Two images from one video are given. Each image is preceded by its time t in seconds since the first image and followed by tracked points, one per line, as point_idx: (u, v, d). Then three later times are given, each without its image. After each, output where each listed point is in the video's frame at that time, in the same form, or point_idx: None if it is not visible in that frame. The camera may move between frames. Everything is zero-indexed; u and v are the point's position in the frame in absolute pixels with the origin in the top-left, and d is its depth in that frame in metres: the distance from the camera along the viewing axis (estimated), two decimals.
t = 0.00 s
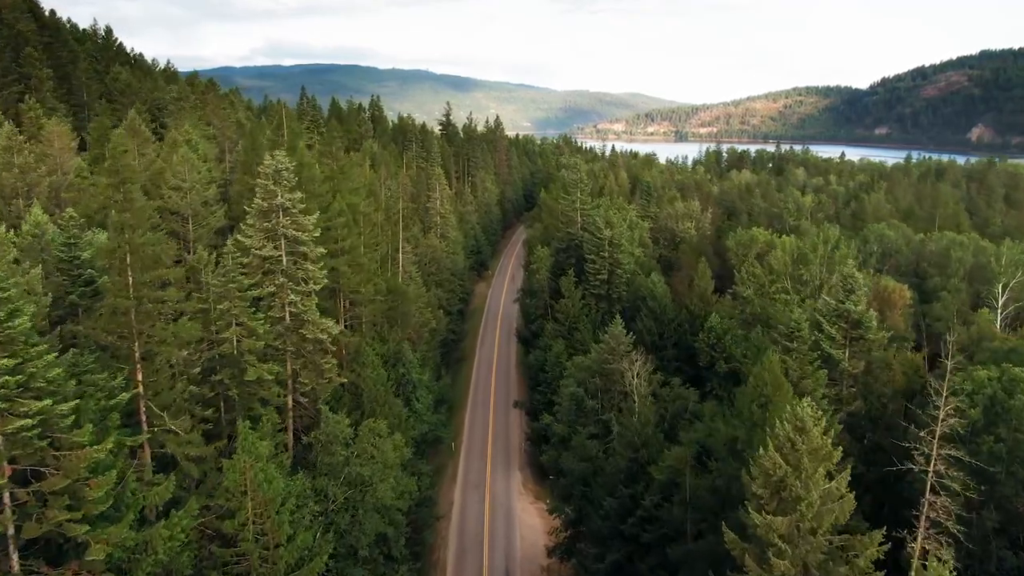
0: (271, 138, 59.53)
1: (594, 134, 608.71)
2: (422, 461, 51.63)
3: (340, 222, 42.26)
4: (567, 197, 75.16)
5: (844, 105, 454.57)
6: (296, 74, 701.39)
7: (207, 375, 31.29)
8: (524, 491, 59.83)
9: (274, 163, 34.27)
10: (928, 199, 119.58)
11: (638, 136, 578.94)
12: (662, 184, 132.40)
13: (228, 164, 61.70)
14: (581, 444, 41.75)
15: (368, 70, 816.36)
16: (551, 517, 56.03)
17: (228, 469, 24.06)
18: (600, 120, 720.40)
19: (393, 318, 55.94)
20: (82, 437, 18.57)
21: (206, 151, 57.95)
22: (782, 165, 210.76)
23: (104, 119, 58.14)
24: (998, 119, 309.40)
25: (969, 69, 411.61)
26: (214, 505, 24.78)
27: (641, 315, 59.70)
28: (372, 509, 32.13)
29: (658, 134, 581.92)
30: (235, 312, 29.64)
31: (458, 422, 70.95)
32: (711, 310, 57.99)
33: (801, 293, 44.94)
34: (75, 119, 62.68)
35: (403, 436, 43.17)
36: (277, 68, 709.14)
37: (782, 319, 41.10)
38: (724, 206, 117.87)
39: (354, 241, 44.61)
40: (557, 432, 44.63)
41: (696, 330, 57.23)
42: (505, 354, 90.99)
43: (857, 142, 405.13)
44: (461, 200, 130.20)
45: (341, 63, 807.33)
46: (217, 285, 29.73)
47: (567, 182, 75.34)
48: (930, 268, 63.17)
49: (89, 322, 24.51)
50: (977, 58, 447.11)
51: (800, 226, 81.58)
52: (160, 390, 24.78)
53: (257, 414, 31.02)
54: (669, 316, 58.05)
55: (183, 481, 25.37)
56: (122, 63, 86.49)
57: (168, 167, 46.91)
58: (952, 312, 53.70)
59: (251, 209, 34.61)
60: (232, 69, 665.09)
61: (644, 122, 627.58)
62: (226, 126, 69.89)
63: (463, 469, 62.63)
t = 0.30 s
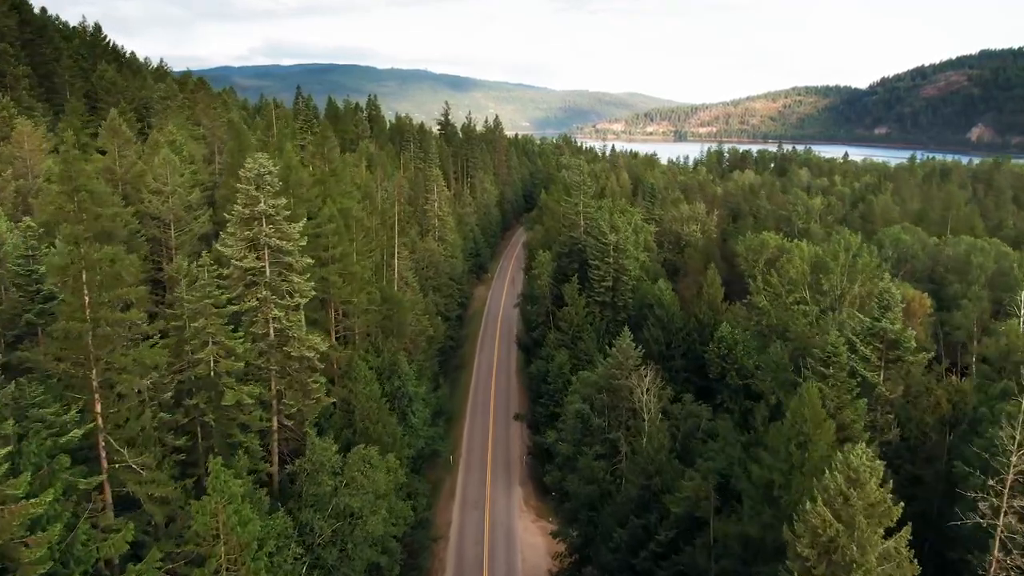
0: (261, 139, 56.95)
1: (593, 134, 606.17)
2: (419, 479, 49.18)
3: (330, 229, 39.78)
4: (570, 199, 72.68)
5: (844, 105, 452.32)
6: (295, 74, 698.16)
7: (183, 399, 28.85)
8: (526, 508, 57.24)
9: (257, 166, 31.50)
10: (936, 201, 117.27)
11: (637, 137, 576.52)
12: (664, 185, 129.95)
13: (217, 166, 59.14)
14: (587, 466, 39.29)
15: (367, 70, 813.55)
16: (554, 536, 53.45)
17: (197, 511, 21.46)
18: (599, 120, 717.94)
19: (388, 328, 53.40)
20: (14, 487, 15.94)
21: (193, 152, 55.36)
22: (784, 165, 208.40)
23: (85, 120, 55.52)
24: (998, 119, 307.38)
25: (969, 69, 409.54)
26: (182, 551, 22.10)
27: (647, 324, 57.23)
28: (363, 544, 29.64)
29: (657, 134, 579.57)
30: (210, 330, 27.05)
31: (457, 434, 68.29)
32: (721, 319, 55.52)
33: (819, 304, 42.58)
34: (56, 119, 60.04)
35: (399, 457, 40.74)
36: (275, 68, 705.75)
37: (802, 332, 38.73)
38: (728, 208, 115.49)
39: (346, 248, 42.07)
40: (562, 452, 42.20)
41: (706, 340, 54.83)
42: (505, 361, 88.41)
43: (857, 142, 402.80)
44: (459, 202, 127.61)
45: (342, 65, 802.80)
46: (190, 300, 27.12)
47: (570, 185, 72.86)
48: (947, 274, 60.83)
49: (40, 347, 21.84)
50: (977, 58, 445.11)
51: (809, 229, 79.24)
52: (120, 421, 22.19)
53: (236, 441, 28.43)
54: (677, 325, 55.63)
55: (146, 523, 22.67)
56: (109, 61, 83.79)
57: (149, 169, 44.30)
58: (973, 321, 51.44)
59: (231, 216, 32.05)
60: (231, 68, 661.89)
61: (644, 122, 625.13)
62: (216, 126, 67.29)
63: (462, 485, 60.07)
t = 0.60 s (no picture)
0: (249, 139, 53.95)
1: (592, 134, 603.08)
2: (415, 502, 46.28)
3: (317, 238, 36.82)
4: (573, 202, 69.74)
5: (844, 105, 449.40)
6: (293, 74, 694.40)
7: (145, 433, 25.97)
8: (528, 530, 54.16)
9: (232, 171, 28.52)
10: (946, 203, 114.59)
11: (637, 137, 573.68)
12: (667, 187, 126.93)
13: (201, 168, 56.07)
14: (596, 495, 36.46)
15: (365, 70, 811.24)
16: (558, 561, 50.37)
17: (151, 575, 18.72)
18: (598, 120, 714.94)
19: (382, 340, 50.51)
20: None
21: (175, 154, 52.30)
22: (787, 166, 205.38)
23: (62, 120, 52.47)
24: (997, 119, 305.38)
25: (970, 68, 406.73)
26: None
27: (656, 334, 54.33)
28: None
29: (656, 134, 576.74)
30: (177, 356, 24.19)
31: (455, 449, 65.18)
32: (734, 330, 52.69)
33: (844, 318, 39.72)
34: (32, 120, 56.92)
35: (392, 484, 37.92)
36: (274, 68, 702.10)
37: (828, 350, 35.92)
38: (733, 211, 112.68)
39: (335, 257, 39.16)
40: (568, 476, 39.38)
41: (718, 352, 52.04)
42: (505, 370, 85.36)
43: (857, 142, 400.08)
44: (458, 204, 124.57)
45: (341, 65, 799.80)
46: (154, 322, 24.18)
47: (573, 186, 69.89)
48: (971, 281, 58.04)
49: None
50: (977, 58, 442.53)
51: (821, 234, 76.40)
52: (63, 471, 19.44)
53: (206, 479, 25.38)
54: (687, 336, 52.79)
55: None
56: (93, 59, 80.59)
57: (123, 173, 41.25)
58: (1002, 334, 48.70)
59: (204, 225, 29.00)
60: (228, 68, 658.04)
61: (643, 122, 622.42)
62: (203, 126, 64.22)
63: (460, 503, 57.05)
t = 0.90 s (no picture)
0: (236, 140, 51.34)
1: (591, 134, 600.60)
2: (411, 525, 43.89)
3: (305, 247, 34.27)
4: (576, 205, 67.30)
5: (845, 105, 447.22)
6: (291, 74, 691.09)
7: (101, 469, 23.23)
8: (529, 550, 51.63)
9: (207, 177, 25.72)
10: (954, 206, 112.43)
11: (636, 137, 571.05)
12: (669, 188, 124.46)
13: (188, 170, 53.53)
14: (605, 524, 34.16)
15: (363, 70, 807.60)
16: None
17: None
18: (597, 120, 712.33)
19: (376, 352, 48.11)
20: None
21: (159, 157, 49.77)
22: (790, 167, 203.00)
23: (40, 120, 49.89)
24: (997, 119, 303.58)
25: (971, 68, 404.63)
26: None
27: (664, 345, 51.95)
28: None
29: (655, 133, 574.06)
30: (140, 384, 21.64)
31: (453, 463, 62.64)
32: (747, 342, 50.22)
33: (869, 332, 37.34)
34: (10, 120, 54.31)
35: (384, 510, 35.60)
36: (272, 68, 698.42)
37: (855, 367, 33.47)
38: (738, 213, 110.36)
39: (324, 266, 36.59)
40: (574, 501, 37.03)
41: (730, 364, 49.71)
42: (505, 378, 82.84)
43: (857, 142, 397.69)
44: (456, 206, 121.96)
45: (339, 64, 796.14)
46: (115, 346, 21.62)
47: (576, 189, 67.44)
48: (992, 289, 55.76)
49: None
50: (977, 58, 440.84)
51: (832, 238, 73.91)
52: None
53: (175, 520, 22.77)
54: (696, 347, 50.44)
55: None
56: (79, 56, 77.88)
57: (100, 176, 38.72)
58: None
59: (176, 236, 26.36)
60: (226, 67, 654.43)
61: (642, 122, 619.72)
62: (191, 126, 61.71)
63: (459, 521, 54.48)
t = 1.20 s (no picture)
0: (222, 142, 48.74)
1: (591, 133, 598.08)
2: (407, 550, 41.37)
3: (290, 257, 31.73)
4: (580, 209, 64.76)
5: (845, 104, 445.05)
6: (290, 74, 688.56)
7: (54, 514, 20.73)
8: (531, 571, 49.07)
9: (175, 183, 23.06)
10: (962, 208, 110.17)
11: (635, 137, 568.37)
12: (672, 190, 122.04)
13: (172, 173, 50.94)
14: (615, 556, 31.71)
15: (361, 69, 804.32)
16: None
17: None
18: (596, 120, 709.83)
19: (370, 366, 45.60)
20: None
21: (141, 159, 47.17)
22: (792, 167, 200.62)
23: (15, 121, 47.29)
24: (997, 119, 301.80)
25: (971, 68, 402.46)
26: None
27: (673, 357, 49.46)
28: None
29: (655, 133, 571.43)
30: (95, 420, 19.10)
31: (451, 477, 60.07)
32: (761, 353, 47.69)
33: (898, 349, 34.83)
34: None
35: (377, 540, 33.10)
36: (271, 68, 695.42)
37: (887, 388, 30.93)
38: (743, 215, 107.94)
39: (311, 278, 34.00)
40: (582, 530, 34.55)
41: (743, 378, 47.25)
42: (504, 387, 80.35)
43: (858, 142, 395.33)
44: (455, 208, 119.36)
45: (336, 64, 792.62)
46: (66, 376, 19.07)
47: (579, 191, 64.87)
48: (1015, 297, 53.37)
49: None
50: (976, 58, 439.39)
51: (843, 242, 71.41)
52: None
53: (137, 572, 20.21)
54: (708, 359, 47.98)
55: None
56: (63, 55, 75.16)
57: (72, 180, 36.12)
58: None
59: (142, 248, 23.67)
60: (223, 68, 651.57)
61: (641, 121, 617.25)
62: (178, 126, 59.09)
63: (457, 540, 51.96)
